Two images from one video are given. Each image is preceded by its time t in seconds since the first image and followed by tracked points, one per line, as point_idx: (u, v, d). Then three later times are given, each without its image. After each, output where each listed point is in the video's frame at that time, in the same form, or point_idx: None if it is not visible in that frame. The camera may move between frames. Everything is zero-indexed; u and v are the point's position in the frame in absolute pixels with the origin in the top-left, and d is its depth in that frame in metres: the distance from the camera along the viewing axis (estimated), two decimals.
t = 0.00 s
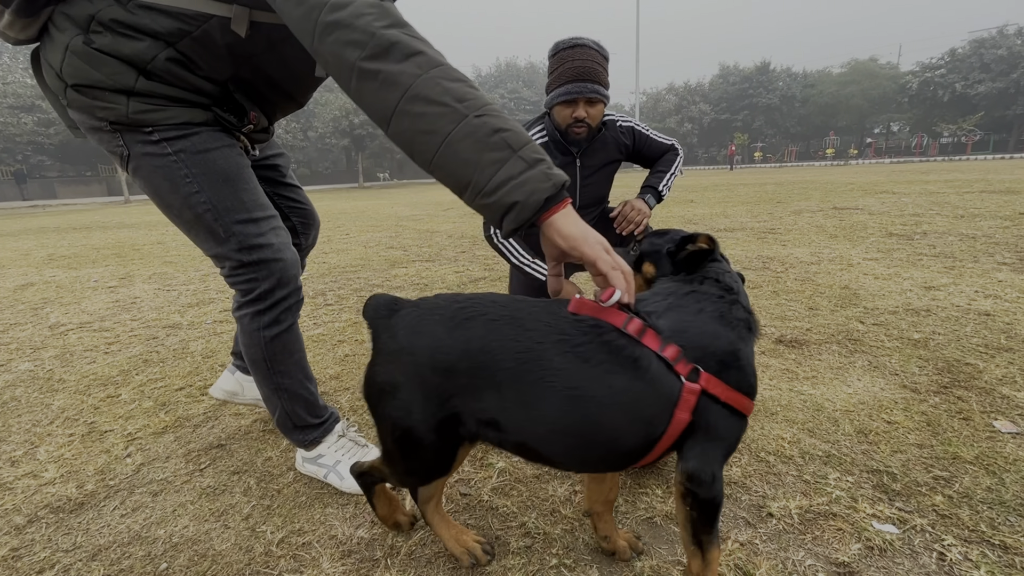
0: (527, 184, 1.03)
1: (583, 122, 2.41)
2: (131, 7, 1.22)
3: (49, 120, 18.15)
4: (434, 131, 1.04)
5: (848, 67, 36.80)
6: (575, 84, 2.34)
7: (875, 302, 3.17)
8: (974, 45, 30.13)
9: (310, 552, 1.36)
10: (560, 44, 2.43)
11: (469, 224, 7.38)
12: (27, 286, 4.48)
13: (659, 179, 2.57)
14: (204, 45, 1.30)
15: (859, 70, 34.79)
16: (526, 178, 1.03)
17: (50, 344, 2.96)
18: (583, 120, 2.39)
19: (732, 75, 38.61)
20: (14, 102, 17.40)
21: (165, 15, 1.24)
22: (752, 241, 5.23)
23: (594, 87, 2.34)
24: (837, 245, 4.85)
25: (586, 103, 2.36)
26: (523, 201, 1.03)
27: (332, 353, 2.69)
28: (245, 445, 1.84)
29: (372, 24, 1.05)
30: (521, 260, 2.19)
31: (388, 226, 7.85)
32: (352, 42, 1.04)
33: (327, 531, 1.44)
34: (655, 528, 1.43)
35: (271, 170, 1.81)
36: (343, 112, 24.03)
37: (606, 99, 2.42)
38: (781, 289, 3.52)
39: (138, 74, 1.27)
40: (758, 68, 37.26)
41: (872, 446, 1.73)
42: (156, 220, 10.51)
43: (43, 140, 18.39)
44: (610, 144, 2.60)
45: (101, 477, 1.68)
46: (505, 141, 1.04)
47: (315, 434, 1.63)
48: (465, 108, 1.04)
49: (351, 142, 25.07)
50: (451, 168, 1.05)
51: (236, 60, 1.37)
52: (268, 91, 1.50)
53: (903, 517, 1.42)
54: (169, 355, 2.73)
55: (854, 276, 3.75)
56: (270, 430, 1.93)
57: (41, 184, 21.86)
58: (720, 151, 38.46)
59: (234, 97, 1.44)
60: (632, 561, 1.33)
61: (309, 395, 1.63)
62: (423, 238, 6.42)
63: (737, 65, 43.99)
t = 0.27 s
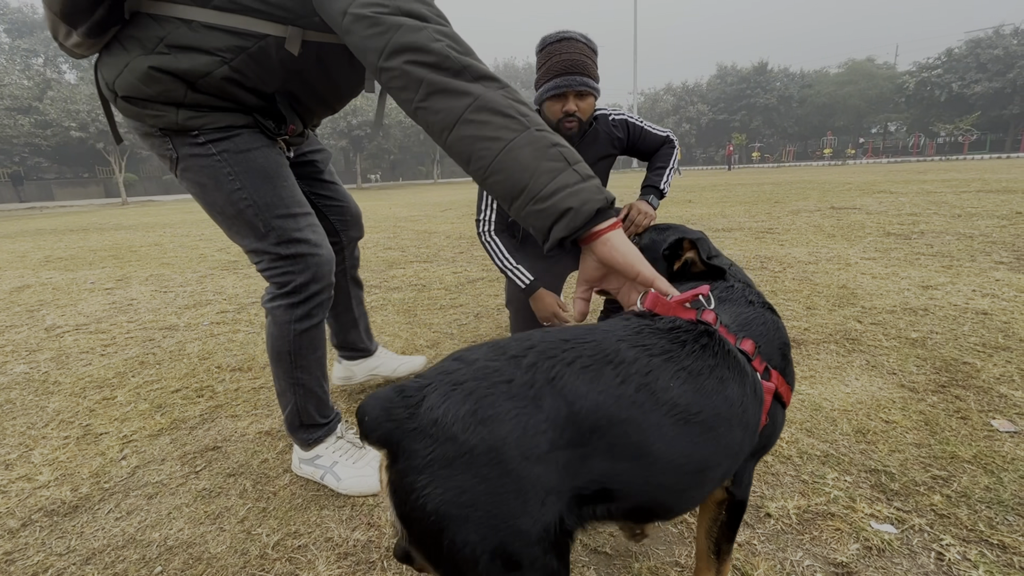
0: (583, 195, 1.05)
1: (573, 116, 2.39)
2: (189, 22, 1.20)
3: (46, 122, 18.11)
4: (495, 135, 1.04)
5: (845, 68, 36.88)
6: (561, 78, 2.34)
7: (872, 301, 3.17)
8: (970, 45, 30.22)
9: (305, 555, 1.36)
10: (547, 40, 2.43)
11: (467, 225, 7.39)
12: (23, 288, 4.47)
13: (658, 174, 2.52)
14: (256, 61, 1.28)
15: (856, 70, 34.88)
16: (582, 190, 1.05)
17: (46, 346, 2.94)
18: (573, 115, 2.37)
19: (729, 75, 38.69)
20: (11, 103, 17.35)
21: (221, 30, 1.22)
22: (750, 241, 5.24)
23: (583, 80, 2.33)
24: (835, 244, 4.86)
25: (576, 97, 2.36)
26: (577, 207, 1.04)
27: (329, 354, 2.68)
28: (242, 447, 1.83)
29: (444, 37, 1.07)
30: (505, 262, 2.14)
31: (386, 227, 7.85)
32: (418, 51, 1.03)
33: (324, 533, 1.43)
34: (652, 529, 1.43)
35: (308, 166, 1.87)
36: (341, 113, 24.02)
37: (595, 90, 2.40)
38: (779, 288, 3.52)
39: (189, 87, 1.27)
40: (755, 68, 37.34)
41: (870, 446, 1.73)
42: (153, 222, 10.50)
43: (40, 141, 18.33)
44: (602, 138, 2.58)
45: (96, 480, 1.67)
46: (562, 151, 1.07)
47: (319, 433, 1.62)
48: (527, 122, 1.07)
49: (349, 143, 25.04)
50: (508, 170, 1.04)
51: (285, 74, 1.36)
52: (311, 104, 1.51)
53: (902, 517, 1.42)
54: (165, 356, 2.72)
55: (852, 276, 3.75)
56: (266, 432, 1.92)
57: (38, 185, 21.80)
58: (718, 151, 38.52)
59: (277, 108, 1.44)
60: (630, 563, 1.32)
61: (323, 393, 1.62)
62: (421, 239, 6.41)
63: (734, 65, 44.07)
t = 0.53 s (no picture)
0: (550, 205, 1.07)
1: (570, 113, 2.42)
2: (244, 48, 1.31)
3: (44, 124, 18.06)
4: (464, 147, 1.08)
5: (842, 68, 36.96)
6: (558, 75, 2.36)
7: (870, 301, 3.18)
8: (967, 45, 30.29)
9: (302, 559, 1.35)
10: (545, 38, 2.44)
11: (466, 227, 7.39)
12: (20, 292, 4.45)
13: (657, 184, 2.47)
14: (300, 83, 1.37)
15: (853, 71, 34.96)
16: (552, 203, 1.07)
17: (43, 349, 2.94)
18: (569, 112, 2.40)
19: (727, 76, 38.76)
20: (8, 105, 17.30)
21: (271, 56, 1.32)
22: (749, 242, 5.24)
23: (578, 77, 2.35)
24: (833, 245, 4.86)
25: (572, 93, 2.37)
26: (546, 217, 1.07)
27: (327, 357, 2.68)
28: (239, 450, 1.83)
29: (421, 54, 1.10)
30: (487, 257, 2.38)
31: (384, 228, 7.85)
32: (400, 68, 1.09)
33: (321, 536, 1.43)
34: (650, 531, 1.43)
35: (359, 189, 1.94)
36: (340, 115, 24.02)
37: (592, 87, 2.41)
38: (777, 289, 3.52)
39: (247, 106, 1.38)
40: (753, 69, 37.41)
41: (867, 446, 1.73)
42: (151, 224, 10.48)
43: (38, 144, 18.29)
44: (600, 138, 2.59)
45: (93, 484, 1.66)
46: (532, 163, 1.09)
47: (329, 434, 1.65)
48: (496, 133, 1.09)
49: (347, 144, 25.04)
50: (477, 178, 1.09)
51: (329, 95, 1.44)
52: (355, 123, 1.55)
53: (899, 518, 1.42)
54: (162, 359, 2.71)
55: (850, 276, 3.75)
56: (264, 435, 1.92)
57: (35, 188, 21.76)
58: (716, 152, 38.57)
59: (324, 128, 1.50)
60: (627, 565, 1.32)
61: (333, 397, 1.62)
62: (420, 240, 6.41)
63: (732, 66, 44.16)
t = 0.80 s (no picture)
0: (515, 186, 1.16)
1: (561, 122, 2.48)
2: (304, 68, 1.61)
3: (42, 127, 18.03)
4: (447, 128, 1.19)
5: (840, 69, 37.04)
6: (548, 87, 2.44)
7: (868, 303, 3.18)
8: (964, 46, 30.36)
9: (301, 563, 1.35)
10: (539, 50, 2.50)
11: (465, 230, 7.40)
12: (18, 295, 4.44)
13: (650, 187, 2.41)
14: (343, 98, 1.65)
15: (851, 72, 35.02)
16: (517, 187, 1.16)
17: (42, 354, 2.93)
18: (560, 120, 2.46)
19: (725, 77, 38.83)
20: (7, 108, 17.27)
21: (324, 76, 1.61)
22: (747, 243, 5.24)
23: (567, 87, 2.40)
24: (832, 246, 4.87)
25: (563, 103, 2.44)
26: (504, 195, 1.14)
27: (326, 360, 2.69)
28: (237, 455, 1.83)
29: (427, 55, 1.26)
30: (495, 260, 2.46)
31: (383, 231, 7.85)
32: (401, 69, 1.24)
33: (319, 541, 1.43)
34: (647, 534, 1.43)
35: (411, 186, 2.13)
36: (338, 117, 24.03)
37: (582, 99, 2.46)
38: (775, 291, 3.53)
39: (297, 116, 1.67)
40: (751, 70, 37.48)
41: (865, 449, 1.74)
42: (151, 226, 10.47)
43: (36, 147, 18.26)
44: (594, 145, 2.62)
45: (91, 489, 1.66)
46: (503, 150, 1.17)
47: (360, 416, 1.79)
48: (469, 122, 1.19)
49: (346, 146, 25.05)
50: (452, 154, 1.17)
51: (363, 111, 1.71)
52: (384, 136, 1.81)
53: (896, 521, 1.42)
54: (161, 363, 2.71)
55: (848, 278, 3.75)
56: (262, 439, 1.92)
57: (34, 191, 21.73)
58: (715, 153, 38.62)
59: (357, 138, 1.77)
60: (625, 569, 1.32)
61: (342, 365, 1.78)
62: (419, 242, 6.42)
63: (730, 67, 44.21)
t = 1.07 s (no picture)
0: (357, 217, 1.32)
1: (568, 130, 2.47)
2: (315, 98, 1.69)
3: (42, 130, 18.03)
4: (333, 148, 1.32)
5: (839, 70, 37.09)
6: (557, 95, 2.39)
7: (867, 303, 3.19)
8: (962, 47, 30.40)
9: (302, 566, 1.36)
10: (547, 55, 2.43)
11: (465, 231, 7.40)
12: (18, 298, 4.44)
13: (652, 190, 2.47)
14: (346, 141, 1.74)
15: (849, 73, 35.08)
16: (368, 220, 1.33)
17: (42, 357, 2.93)
18: (567, 128, 2.45)
19: (724, 79, 38.89)
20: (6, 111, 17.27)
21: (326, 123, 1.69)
22: (747, 244, 5.25)
23: (577, 98, 2.37)
24: (831, 247, 4.88)
25: (571, 113, 2.41)
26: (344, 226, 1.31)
27: (326, 362, 2.69)
28: (238, 457, 1.83)
29: (361, 81, 1.40)
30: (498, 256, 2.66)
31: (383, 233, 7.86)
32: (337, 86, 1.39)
33: (321, 543, 1.43)
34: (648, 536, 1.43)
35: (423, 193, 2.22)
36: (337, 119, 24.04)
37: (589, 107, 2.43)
38: (775, 292, 3.54)
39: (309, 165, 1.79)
40: (750, 72, 37.53)
41: (864, 449, 1.74)
42: (151, 229, 10.47)
43: (35, 149, 18.26)
44: (596, 150, 2.63)
45: (93, 492, 1.67)
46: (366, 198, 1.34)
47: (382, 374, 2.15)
48: (331, 174, 1.31)
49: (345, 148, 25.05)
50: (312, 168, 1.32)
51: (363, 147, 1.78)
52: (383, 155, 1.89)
53: (895, 521, 1.43)
54: (161, 366, 2.71)
55: (847, 279, 3.76)
56: (263, 442, 1.92)
57: (33, 193, 21.72)
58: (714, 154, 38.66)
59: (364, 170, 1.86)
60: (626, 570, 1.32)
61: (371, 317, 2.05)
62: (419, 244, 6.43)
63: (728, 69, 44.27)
